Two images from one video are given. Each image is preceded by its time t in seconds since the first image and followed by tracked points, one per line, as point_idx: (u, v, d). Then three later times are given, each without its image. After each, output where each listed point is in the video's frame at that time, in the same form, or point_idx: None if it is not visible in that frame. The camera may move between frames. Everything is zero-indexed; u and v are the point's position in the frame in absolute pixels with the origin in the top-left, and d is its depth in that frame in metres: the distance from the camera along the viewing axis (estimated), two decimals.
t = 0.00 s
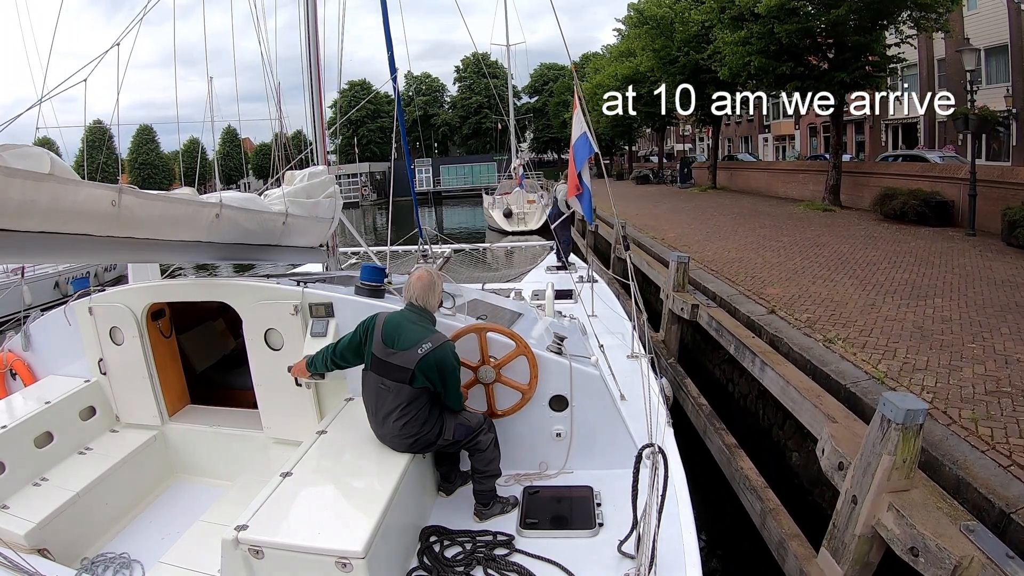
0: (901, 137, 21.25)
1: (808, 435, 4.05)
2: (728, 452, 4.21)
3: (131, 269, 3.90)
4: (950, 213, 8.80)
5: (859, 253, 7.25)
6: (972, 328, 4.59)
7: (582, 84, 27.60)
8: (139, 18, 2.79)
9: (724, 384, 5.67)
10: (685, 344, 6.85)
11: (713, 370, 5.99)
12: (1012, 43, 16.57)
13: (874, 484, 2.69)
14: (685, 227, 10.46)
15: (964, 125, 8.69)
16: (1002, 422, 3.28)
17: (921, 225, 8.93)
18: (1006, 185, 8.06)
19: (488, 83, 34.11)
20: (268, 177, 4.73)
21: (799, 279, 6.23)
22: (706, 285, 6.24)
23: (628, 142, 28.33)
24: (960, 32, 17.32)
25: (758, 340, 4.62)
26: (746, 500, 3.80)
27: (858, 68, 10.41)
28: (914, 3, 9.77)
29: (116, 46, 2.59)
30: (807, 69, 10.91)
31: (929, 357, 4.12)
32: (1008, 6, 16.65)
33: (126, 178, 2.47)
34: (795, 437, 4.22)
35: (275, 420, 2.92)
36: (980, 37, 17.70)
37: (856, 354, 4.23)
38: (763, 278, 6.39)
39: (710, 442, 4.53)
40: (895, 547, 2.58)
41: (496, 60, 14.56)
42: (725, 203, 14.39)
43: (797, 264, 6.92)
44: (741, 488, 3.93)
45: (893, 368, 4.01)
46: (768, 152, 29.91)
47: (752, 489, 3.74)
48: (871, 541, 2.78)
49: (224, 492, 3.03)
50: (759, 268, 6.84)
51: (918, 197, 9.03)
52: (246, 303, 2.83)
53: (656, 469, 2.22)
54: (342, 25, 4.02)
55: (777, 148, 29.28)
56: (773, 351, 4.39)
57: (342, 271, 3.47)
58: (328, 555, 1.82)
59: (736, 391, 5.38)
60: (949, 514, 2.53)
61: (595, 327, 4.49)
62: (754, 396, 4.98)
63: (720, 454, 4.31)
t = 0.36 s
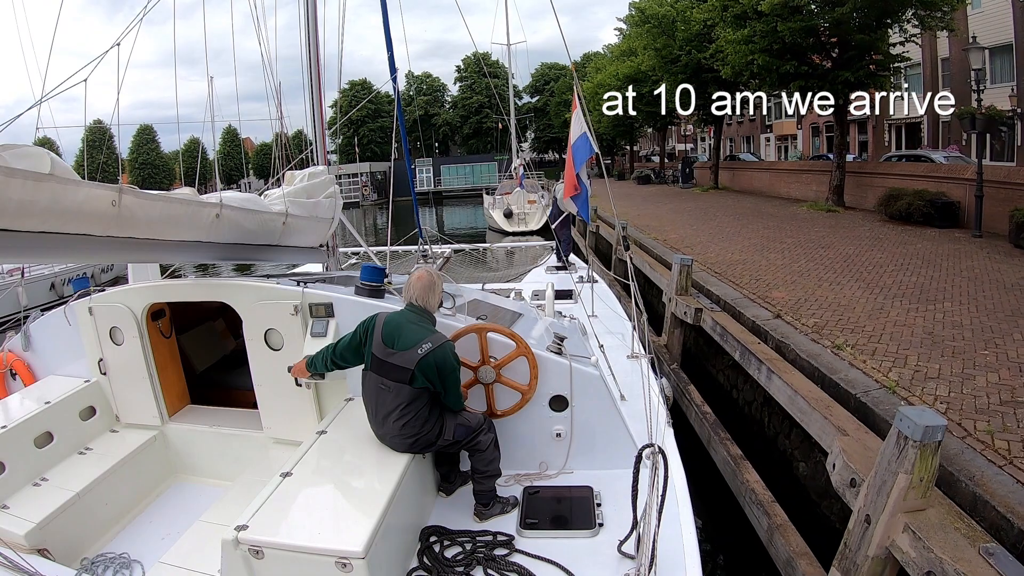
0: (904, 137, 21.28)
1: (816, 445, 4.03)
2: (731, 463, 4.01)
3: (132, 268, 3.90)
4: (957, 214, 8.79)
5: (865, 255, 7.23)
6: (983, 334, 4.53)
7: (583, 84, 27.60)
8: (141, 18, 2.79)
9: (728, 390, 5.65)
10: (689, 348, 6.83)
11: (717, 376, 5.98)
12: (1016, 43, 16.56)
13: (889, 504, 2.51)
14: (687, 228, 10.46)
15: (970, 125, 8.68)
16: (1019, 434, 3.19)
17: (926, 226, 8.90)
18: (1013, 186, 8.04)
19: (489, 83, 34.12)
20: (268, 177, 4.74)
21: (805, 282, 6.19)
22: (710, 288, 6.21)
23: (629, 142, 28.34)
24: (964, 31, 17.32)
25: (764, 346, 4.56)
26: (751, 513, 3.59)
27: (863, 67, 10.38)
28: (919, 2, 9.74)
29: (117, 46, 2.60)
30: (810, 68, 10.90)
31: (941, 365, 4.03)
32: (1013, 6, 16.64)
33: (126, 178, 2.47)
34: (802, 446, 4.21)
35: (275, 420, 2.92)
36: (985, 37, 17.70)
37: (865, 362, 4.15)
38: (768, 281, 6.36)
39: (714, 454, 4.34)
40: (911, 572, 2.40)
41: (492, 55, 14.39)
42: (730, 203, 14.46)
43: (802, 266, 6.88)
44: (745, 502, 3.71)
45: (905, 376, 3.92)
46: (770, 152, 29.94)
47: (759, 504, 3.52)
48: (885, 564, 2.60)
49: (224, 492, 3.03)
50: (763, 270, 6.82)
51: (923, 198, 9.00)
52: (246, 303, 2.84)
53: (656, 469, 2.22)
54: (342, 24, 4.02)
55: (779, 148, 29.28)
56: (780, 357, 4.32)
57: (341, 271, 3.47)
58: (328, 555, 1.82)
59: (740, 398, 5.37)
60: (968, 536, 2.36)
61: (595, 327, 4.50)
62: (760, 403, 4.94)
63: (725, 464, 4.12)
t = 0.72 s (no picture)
0: (908, 137, 21.27)
1: (824, 456, 3.98)
2: (738, 475, 3.93)
3: (132, 268, 3.90)
4: (964, 215, 8.77)
5: (871, 257, 7.19)
6: (996, 340, 4.44)
7: (585, 83, 27.58)
8: (142, 16, 2.78)
9: (733, 395, 5.62)
10: (693, 351, 6.81)
11: (721, 382, 5.95)
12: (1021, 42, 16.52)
13: (905, 525, 2.49)
14: (689, 228, 10.45)
15: (978, 124, 8.67)
16: None
17: (932, 227, 8.88)
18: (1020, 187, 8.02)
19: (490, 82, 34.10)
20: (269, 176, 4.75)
21: (811, 285, 6.14)
22: (714, 291, 6.18)
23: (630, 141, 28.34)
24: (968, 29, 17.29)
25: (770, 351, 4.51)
26: (760, 530, 3.49)
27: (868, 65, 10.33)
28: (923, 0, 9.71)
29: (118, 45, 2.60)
30: (814, 67, 10.88)
31: (954, 373, 3.93)
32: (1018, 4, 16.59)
33: (126, 177, 2.47)
34: (809, 456, 4.16)
35: (275, 420, 2.92)
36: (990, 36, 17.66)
37: (876, 370, 4.04)
38: (773, 283, 6.32)
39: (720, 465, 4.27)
40: None
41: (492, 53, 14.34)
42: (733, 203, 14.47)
43: (807, 268, 6.84)
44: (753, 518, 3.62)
45: (917, 386, 3.80)
46: (773, 152, 29.94)
47: (765, 519, 3.44)
48: None
49: (224, 492, 3.03)
50: (769, 273, 6.78)
51: (929, 198, 8.98)
52: (247, 303, 2.84)
53: (656, 469, 2.22)
54: (342, 24, 4.03)
55: (782, 148, 29.28)
56: (787, 365, 4.25)
57: (342, 271, 3.46)
58: (328, 555, 1.82)
59: (744, 404, 5.35)
60: (987, 558, 2.32)
61: (595, 327, 4.50)
62: (767, 411, 4.88)
63: (730, 478, 4.04)
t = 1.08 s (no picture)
0: (911, 137, 21.28)
1: (832, 467, 3.93)
2: (744, 488, 3.84)
3: (132, 268, 3.90)
4: (970, 216, 8.76)
5: (876, 259, 7.16)
6: (1008, 346, 4.40)
7: (586, 83, 27.56)
8: (143, 16, 2.77)
9: (737, 402, 5.57)
10: (695, 356, 6.74)
11: (725, 389, 5.91)
12: None
13: (923, 548, 2.41)
14: (691, 229, 10.44)
15: (985, 124, 8.66)
16: None
17: (938, 228, 8.87)
18: None
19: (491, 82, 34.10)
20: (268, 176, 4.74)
21: (817, 288, 6.11)
22: (718, 294, 6.15)
23: (632, 141, 28.33)
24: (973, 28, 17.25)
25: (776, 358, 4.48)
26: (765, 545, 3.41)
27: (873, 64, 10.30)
28: None
29: (117, 44, 2.60)
30: (818, 66, 10.86)
31: (967, 382, 3.86)
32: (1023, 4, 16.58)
33: (126, 177, 2.47)
34: (817, 466, 4.11)
35: (274, 420, 2.92)
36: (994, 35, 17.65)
37: (886, 378, 3.99)
38: (778, 286, 6.29)
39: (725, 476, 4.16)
40: None
41: (493, 51, 14.31)
42: (735, 203, 14.47)
43: (813, 271, 6.81)
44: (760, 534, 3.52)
45: (930, 396, 3.73)
46: (774, 152, 29.93)
47: (772, 534, 3.36)
48: None
49: (224, 492, 3.03)
50: (773, 275, 6.76)
51: (934, 199, 8.96)
52: (246, 303, 2.84)
53: (656, 469, 2.22)
54: (342, 24, 4.03)
55: (784, 148, 29.28)
56: (794, 372, 4.20)
57: (342, 271, 3.46)
58: (328, 554, 1.82)
59: (749, 412, 5.30)
60: None
61: (595, 327, 4.50)
62: (773, 419, 4.83)
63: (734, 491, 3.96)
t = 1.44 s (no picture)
0: (914, 137, 21.27)
1: (841, 478, 3.76)
2: (750, 501, 3.69)
3: (132, 268, 3.90)
4: (977, 217, 8.74)
5: (882, 262, 7.10)
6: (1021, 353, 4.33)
7: (587, 83, 27.57)
8: (144, 17, 2.77)
9: (742, 409, 5.38)
10: (698, 360, 6.58)
11: (728, 395, 5.72)
12: None
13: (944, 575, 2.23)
14: (693, 231, 10.43)
15: (992, 124, 8.63)
16: None
17: (944, 229, 8.85)
18: None
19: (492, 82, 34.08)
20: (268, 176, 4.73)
21: (823, 291, 6.06)
22: (722, 298, 6.09)
23: (633, 141, 28.34)
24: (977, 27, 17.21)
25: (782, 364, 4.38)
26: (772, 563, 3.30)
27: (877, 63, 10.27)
28: None
29: (117, 44, 2.60)
30: (821, 65, 10.83)
31: (981, 392, 3.77)
32: None
33: (126, 177, 2.47)
34: (825, 477, 3.94)
35: (274, 420, 2.92)
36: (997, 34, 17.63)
37: (898, 388, 3.89)
38: (784, 290, 6.23)
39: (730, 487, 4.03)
40: None
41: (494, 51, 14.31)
42: (736, 204, 14.47)
43: (819, 274, 6.75)
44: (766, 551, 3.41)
45: (943, 406, 3.63)
46: (776, 152, 29.91)
47: (780, 552, 3.24)
48: None
49: (224, 492, 3.03)
50: (778, 278, 6.72)
51: (940, 199, 8.93)
52: (246, 303, 2.83)
53: (656, 469, 2.21)
54: (342, 24, 4.03)
55: (785, 147, 29.27)
56: (802, 381, 4.08)
57: (342, 271, 3.46)
58: (328, 555, 1.82)
59: (754, 418, 5.13)
60: None
61: (595, 327, 4.49)
62: (780, 428, 4.65)
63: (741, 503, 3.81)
